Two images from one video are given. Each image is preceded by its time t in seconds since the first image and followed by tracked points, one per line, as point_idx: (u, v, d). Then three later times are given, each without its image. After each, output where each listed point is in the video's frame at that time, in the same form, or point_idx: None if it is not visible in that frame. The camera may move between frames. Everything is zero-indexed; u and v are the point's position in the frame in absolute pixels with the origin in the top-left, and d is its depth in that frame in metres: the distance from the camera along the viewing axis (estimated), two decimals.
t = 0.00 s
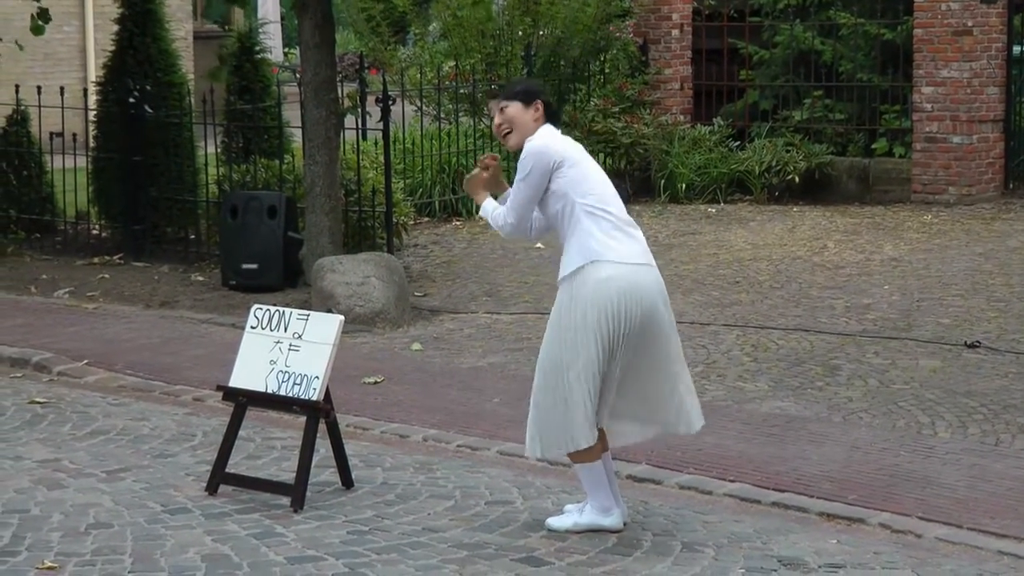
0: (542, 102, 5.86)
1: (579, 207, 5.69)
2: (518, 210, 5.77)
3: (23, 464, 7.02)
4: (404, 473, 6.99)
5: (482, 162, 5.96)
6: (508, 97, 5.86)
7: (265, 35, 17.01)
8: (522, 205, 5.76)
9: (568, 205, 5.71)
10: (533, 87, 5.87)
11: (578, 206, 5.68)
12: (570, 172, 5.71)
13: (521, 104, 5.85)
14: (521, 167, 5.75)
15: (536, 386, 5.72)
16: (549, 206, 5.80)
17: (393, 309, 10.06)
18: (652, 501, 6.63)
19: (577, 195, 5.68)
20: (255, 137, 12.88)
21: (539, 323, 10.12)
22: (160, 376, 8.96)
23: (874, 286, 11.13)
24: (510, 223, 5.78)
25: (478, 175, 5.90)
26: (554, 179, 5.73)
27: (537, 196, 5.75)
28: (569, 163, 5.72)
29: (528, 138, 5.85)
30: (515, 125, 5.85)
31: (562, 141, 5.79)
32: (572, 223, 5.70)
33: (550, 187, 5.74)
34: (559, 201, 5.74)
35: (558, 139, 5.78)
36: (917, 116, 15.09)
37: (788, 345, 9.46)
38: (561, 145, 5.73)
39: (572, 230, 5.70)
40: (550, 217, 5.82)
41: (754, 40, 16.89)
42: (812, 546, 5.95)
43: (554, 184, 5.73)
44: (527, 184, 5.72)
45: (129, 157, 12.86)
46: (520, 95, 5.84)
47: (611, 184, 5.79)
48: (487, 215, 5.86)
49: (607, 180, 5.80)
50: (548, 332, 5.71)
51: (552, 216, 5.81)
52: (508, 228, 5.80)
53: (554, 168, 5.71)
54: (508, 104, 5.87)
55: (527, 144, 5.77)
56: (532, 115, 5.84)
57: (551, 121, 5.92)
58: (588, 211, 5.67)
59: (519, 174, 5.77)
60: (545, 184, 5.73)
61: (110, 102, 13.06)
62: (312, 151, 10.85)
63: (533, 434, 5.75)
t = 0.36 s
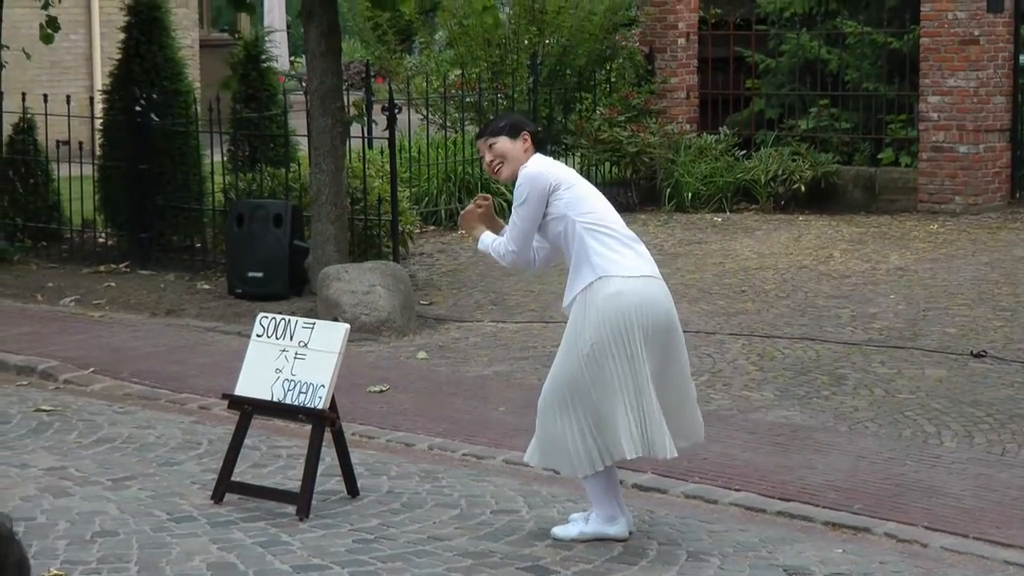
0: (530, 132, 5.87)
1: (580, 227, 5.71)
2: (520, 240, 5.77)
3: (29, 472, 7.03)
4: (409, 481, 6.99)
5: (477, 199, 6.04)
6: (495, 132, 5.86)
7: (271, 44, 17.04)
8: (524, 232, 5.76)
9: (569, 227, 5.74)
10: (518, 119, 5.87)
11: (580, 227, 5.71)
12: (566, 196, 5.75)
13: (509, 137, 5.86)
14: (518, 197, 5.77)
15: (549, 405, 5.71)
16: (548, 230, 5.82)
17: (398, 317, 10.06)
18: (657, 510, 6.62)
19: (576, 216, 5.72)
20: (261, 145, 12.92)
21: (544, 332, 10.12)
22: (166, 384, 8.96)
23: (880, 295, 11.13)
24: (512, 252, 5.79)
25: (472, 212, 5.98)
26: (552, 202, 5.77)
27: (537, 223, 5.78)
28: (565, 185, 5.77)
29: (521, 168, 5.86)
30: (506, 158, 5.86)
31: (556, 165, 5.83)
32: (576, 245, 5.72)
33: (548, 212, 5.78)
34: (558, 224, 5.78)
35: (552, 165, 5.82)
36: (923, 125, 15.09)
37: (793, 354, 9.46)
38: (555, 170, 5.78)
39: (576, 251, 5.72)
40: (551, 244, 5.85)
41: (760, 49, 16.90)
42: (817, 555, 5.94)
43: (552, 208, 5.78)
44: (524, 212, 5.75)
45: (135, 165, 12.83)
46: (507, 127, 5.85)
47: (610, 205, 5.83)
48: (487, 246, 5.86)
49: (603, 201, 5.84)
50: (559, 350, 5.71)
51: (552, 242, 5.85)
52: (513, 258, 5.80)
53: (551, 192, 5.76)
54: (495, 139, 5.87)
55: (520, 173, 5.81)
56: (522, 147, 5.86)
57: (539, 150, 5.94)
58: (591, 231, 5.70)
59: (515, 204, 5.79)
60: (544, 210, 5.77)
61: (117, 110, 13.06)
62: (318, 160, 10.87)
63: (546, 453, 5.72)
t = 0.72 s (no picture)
0: (537, 139, 5.87)
1: (589, 234, 5.71)
2: (528, 246, 5.77)
3: (39, 477, 7.03)
4: (419, 486, 6.99)
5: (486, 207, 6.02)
6: (502, 139, 5.86)
7: (281, 49, 17.07)
8: (532, 239, 5.76)
9: (577, 234, 5.74)
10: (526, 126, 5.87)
11: (588, 234, 5.70)
12: (574, 203, 5.76)
13: (516, 144, 5.85)
14: (525, 204, 5.77)
15: (557, 410, 5.70)
16: (556, 237, 5.82)
17: (408, 323, 10.05)
18: (666, 516, 6.61)
19: (585, 222, 5.72)
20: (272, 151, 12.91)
21: (554, 337, 10.11)
22: (175, 389, 8.97)
23: (890, 301, 11.11)
24: (521, 258, 5.78)
25: (481, 219, 5.96)
26: (560, 209, 5.77)
27: (545, 230, 5.78)
28: (574, 192, 5.77)
29: (528, 175, 5.86)
30: (514, 165, 5.85)
31: (564, 172, 5.84)
32: (584, 251, 5.72)
33: (556, 218, 5.79)
34: (567, 231, 5.78)
35: (560, 172, 5.82)
36: (933, 131, 15.06)
37: (803, 360, 9.45)
38: (563, 177, 5.78)
39: (585, 258, 5.71)
40: (559, 250, 5.86)
41: (770, 55, 16.90)
42: (827, 562, 5.93)
43: (560, 215, 5.78)
44: (532, 219, 5.75)
45: (145, 170, 12.76)
46: (514, 135, 5.85)
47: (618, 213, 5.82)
48: (496, 254, 5.85)
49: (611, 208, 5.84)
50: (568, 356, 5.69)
51: (560, 249, 5.85)
52: (521, 265, 5.79)
53: (559, 199, 5.76)
54: (503, 147, 5.87)
55: (528, 180, 5.81)
56: (529, 153, 5.86)
57: (546, 157, 5.94)
58: (600, 237, 5.69)
59: (523, 212, 5.79)
60: (551, 216, 5.77)
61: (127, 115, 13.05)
62: (328, 165, 10.86)
63: (555, 458, 5.71)
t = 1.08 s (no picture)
0: (548, 139, 5.87)
1: (599, 233, 5.70)
2: (540, 247, 5.76)
3: (49, 476, 7.04)
4: (428, 486, 6.99)
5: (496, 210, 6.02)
6: (512, 141, 5.87)
7: (291, 49, 17.10)
8: (544, 240, 5.75)
9: (588, 235, 5.73)
10: (536, 127, 5.88)
11: (599, 234, 5.69)
12: (586, 203, 5.74)
13: (526, 145, 5.86)
14: (536, 205, 5.76)
15: (568, 409, 5.70)
16: (569, 237, 5.81)
17: (417, 323, 10.06)
18: (675, 515, 6.61)
19: (596, 222, 5.71)
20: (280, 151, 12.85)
21: (563, 337, 10.11)
22: (184, 388, 8.98)
23: (900, 301, 11.09)
24: (533, 259, 5.77)
25: (492, 221, 5.97)
26: (571, 209, 5.76)
27: (556, 230, 5.77)
28: (584, 192, 5.76)
29: (539, 177, 5.86)
30: (524, 167, 5.85)
31: (575, 172, 5.83)
32: (595, 251, 5.71)
33: (568, 219, 5.78)
34: (579, 232, 5.76)
35: (571, 173, 5.81)
36: (942, 131, 15.04)
37: (812, 360, 9.44)
38: (574, 178, 5.77)
39: (596, 258, 5.70)
40: (571, 251, 5.85)
41: (779, 55, 16.89)
42: (836, 561, 5.92)
43: (571, 216, 5.77)
44: (542, 221, 5.74)
45: (154, 171, 12.78)
46: (523, 136, 5.86)
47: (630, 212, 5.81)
48: (506, 255, 5.84)
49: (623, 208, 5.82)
50: (578, 356, 5.69)
51: (572, 250, 5.84)
52: (532, 266, 5.78)
53: (570, 199, 5.75)
54: (513, 148, 5.87)
55: (539, 181, 5.80)
56: (539, 154, 5.86)
57: (557, 158, 5.94)
58: (611, 238, 5.68)
59: (534, 213, 5.78)
60: (563, 217, 5.76)
61: (136, 115, 13.01)
62: (336, 166, 10.87)
63: (566, 458, 5.71)
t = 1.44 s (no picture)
0: (560, 129, 5.87)
1: (610, 226, 5.70)
2: (552, 239, 5.77)
3: (59, 472, 7.05)
4: (438, 481, 7.00)
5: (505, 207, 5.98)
6: (525, 131, 5.86)
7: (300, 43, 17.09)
8: (556, 231, 5.76)
9: (599, 228, 5.74)
10: (548, 117, 5.88)
11: (610, 227, 5.70)
12: (597, 196, 5.74)
13: (539, 136, 5.85)
14: (548, 197, 5.77)
15: (578, 402, 5.70)
16: (580, 229, 5.82)
17: (427, 317, 10.06)
18: (685, 510, 6.60)
19: (607, 215, 5.71)
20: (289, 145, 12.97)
21: (572, 332, 10.11)
22: (194, 383, 8.99)
23: (910, 295, 11.06)
24: (545, 250, 5.79)
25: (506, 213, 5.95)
26: (582, 202, 5.76)
27: (568, 222, 5.77)
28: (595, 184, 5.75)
29: (551, 167, 5.86)
30: (536, 157, 5.85)
31: (587, 164, 5.83)
32: (605, 243, 5.71)
33: (579, 211, 5.78)
34: (590, 224, 5.77)
35: (583, 165, 5.82)
36: (952, 125, 15.01)
37: (822, 354, 9.42)
38: (586, 170, 5.77)
39: (606, 250, 5.71)
40: (582, 243, 5.86)
41: (789, 49, 16.85)
42: (846, 555, 5.91)
43: (582, 208, 5.77)
44: (555, 212, 5.75)
45: (163, 166, 12.76)
46: (536, 126, 5.85)
47: (642, 205, 5.81)
48: (519, 247, 5.85)
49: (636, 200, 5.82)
50: (589, 349, 5.69)
51: (584, 242, 5.85)
52: (544, 258, 5.80)
53: (581, 192, 5.75)
54: (525, 139, 5.87)
55: (551, 172, 5.81)
56: (553, 144, 5.86)
57: (570, 148, 5.93)
58: (622, 231, 5.68)
59: (546, 204, 5.79)
60: (574, 209, 5.77)
61: (147, 110, 12.99)
62: (346, 161, 10.87)
63: (575, 450, 5.72)
